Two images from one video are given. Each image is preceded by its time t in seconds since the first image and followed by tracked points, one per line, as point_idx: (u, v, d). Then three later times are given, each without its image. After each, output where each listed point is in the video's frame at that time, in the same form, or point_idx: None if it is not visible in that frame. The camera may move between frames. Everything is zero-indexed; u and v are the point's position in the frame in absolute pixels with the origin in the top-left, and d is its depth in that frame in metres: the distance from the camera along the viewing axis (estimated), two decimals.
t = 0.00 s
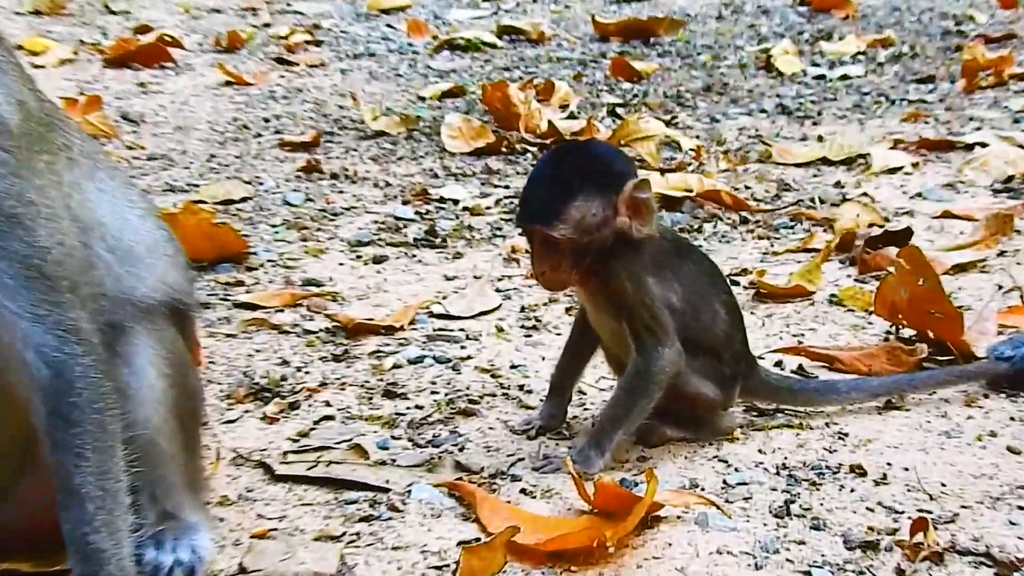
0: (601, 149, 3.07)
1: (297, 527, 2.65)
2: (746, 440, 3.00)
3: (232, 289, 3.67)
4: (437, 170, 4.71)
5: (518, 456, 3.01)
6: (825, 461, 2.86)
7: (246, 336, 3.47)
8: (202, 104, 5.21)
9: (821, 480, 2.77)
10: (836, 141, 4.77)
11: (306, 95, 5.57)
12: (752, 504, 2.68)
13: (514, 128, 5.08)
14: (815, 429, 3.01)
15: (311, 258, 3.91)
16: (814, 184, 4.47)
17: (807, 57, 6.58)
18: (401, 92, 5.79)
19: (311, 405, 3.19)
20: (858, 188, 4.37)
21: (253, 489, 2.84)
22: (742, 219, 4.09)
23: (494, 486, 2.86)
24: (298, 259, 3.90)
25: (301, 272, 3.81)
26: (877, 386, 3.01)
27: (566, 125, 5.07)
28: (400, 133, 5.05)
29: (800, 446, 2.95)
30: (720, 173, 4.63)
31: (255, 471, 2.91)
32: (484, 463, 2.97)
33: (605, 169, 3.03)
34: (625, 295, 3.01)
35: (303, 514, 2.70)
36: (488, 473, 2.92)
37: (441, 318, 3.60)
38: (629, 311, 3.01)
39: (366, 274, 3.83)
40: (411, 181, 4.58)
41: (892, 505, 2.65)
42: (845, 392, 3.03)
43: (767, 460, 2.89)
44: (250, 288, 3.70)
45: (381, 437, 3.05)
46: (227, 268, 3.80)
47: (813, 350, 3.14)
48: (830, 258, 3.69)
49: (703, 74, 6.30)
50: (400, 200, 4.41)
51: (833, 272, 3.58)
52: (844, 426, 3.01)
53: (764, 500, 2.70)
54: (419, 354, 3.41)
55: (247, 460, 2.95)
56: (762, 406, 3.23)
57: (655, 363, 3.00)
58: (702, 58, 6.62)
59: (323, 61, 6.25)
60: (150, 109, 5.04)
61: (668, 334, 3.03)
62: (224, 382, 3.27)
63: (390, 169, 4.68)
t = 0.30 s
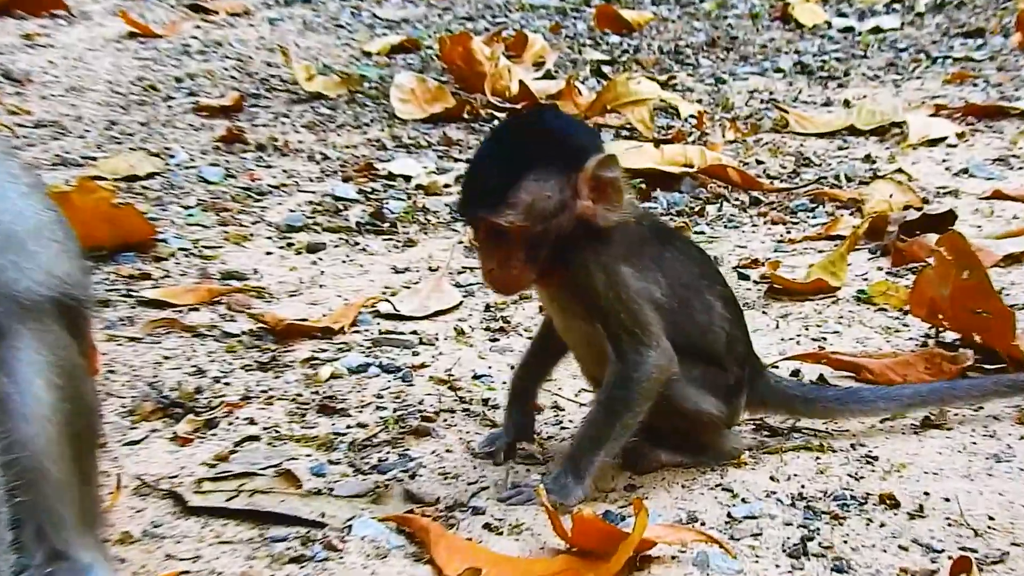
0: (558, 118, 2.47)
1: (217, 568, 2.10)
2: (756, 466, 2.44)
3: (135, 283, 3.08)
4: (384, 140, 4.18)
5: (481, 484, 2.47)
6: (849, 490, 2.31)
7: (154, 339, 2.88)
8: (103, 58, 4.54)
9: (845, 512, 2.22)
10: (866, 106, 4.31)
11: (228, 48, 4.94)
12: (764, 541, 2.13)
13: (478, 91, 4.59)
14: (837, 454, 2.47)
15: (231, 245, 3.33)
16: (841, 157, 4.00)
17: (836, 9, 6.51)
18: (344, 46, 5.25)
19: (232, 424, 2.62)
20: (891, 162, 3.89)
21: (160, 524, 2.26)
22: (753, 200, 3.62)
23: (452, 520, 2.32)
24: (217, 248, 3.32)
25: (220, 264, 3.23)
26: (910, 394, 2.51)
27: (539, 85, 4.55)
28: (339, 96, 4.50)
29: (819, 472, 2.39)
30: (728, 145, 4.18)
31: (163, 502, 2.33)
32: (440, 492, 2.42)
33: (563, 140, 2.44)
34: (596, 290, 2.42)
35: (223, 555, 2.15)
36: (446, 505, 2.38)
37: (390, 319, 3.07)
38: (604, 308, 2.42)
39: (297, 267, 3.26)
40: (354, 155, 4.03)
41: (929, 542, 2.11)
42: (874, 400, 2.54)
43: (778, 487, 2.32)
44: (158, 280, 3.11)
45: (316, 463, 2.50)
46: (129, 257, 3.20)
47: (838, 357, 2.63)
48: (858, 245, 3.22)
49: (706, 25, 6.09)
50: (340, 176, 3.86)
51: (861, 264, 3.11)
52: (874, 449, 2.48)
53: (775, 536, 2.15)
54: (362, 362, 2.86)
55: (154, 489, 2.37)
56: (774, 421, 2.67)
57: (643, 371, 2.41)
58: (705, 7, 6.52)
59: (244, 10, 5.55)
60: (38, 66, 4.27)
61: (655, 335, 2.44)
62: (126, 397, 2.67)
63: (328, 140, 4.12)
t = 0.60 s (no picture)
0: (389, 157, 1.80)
1: None
2: (755, 485, 2.02)
3: (26, 272, 2.66)
4: (316, 99, 3.73)
5: (434, 504, 2.08)
6: (863, 512, 1.91)
7: (51, 337, 2.45)
8: None
9: (862, 538, 1.83)
10: (887, 59, 3.94)
11: None
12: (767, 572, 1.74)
13: (430, 42, 4.13)
14: (848, 470, 2.05)
15: (139, 226, 2.90)
16: (857, 121, 3.62)
17: None
18: None
19: (143, 435, 2.21)
20: (919, 128, 3.54)
21: (58, 553, 1.87)
22: (753, 172, 3.24)
23: (399, 547, 1.93)
24: (122, 229, 2.89)
25: (128, 249, 2.80)
26: (926, 379, 2.14)
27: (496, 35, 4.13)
28: (266, 49, 4.06)
29: (829, 491, 1.98)
30: (723, 106, 3.79)
31: (62, 528, 1.93)
32: (385, 516, 2.03)
33: (402, 188, 1.78)
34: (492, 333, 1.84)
35: None
36: (391, 530, 1.99)
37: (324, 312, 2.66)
38: (511, 345, 1.84)
39: (213, 251, 2.82)
40: (280, 118, 3.57)
41: (956, 572, 1.73)
42: (877, 386, 2.13)
43: (778, 510, 1.92)
44: (54, 269, 2.69)
45: (242, 481, 2.11)
46: (18, 241, 2.78)
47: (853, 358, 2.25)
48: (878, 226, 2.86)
49: None
50: (266, 143, 3.39)
51: (880, 247, 2.75)
52: (893, 463, 2.07)
53: (779, 568, 1.75)
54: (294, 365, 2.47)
55: (50, 511, 1.96)
56: (775, 430, 2.22)
57: (574, 410, 1.85)
58: None
59: None
60: None
61: (591, 341, 1.83)
62: (13, 407, 2.25)
63: (255, 101, 3.67)
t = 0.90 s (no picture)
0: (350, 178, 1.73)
1: None
2: (746, 480, 2.01)
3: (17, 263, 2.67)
4: (309, 89, 3.71)
5: (426, 497, 2.09)
6: (855, 508, 1.91)
7: (42, 327, 2.46)
8: None
9: (853, 534, 1.83)
10: (877, 54, 3.92)
11: None
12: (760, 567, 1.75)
13: (419, 34, 4.08)
14: (841, 466, 2.04)
15: (129, 217, 2.90)
16: (848, 115, 3.61)
17: None
18: None
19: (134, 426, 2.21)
20: (909, 123, 3.53)
21: (50, 544, 1.87)
22: (743, 164, 3.22)
23: (392, 539, 1.94)
24: (113, 220, 2.89)
25: (118, 240, 2.80)
26: (888, 333, 2.12)
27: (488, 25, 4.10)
28: (255, 40, 4.03)
29: (822, 486, 1.98)
30: (714, 99, 3.77)
31: (54, 519, 1.93)
32: (376, 508, 2.04)
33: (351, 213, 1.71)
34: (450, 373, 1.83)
35: None
36: (384, 522, 1.99)
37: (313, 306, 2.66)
38: (472, 379, 1.83)
39: (204, 242, 2.82)
40: (271, 109, 3.56)
41: (948, 568, 1.73)
42: (839, 343, 2.11)
43: (772, 505, 1.92)
44: (45, 261, 2.69)
45: (233, 474, 2.11)
46: (10, 231, 2.79)
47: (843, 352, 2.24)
48: (869, 220, 2.85)
49: None
50: (255, 135, 3.37)
51: (871, 241, 2.74)
52: (886, 458, 2.05)
53: (771, 562, 1.76)
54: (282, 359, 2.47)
55: (42, 502, 1.97)
56: (767, 426, 2.18)
57: (538, 439, 1.88)
58: None
59: None
60: None
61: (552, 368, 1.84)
62: (5, 397, 2.25)
63: (245, 93, 3.66)
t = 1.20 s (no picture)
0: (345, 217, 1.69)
1: None
2: (750, 478, 2.00)
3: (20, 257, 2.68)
4: (311, 85, 3.71)
5: (428, 494, 2.09)
6: (859, 506, 1.91)
7: (45, 322, 2.47)
8: None
9: (857, 533, 1.83)
10: (879, 52, 3.90)
11: None
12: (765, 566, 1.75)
13: (420, 30, 4.09)
14: (845, 464, 2.04)
15: (132, 212, 2.91)
16: (851, 112, 3.59)
17: None
18: None
19: (139, 420, 2.20)
20: (911, 121, 3.51)
21: (54, 538, 1.90)
22: (745, 162, 3.21)
23: (396, 535, 1.94)
24: (116, 215, 2.89)
25: (119, 236, 2.80)
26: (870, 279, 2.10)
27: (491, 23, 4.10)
28: (257, 36, 4.03)
29: (825, 484, 1.98)
30: (717, 95, 3.75)
31: (57, 515, 1.94)
32: (379, 504, 2.04)
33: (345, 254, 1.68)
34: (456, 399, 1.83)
35: None
36: (387, 519, 2.00)
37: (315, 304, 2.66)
38: (482, 399, 1.84)
39: (207, 237, 2.82)
40: (274, 104, 3.56)
41: (953, 568, 1.73)
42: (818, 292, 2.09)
43: (775, 503, 1.92)
44: (48, 256, 2.69)
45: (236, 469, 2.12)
46: (13, 225, 2.80)
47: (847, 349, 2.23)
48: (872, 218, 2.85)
49: None
50: (258, 130, 3.37)
51: (874, 240, 2.73)
52: (890, 457, 2.05)
53: (775, 561, 1.76)
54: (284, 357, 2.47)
55: (47, 495, 1.98)
56: (770, 424, 2.17)
57: (543, 444, 1.91)
58: None
59: None
60: None
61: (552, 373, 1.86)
62: (9, 391, 2.26)
63: (247, 88, 3.65)
